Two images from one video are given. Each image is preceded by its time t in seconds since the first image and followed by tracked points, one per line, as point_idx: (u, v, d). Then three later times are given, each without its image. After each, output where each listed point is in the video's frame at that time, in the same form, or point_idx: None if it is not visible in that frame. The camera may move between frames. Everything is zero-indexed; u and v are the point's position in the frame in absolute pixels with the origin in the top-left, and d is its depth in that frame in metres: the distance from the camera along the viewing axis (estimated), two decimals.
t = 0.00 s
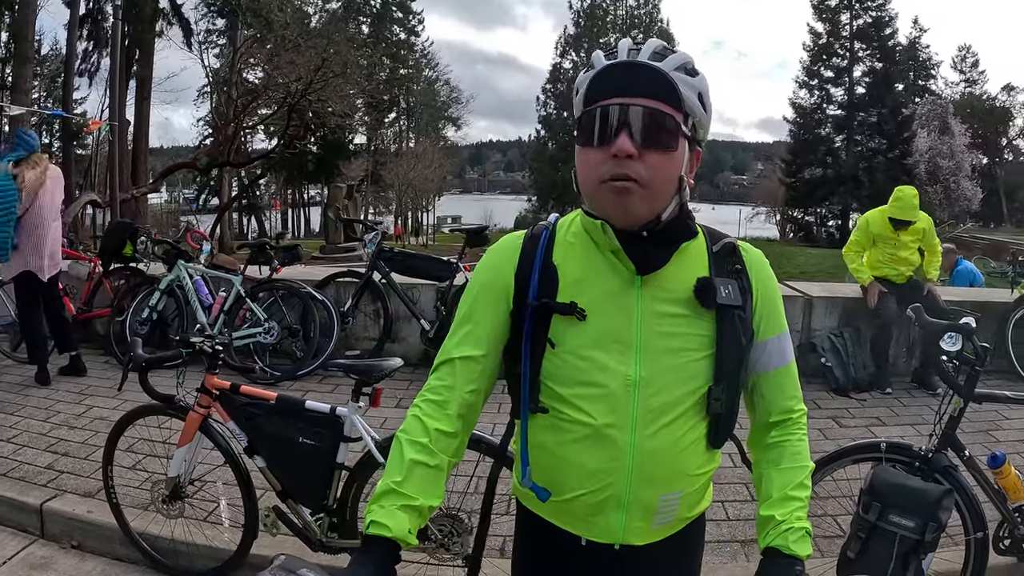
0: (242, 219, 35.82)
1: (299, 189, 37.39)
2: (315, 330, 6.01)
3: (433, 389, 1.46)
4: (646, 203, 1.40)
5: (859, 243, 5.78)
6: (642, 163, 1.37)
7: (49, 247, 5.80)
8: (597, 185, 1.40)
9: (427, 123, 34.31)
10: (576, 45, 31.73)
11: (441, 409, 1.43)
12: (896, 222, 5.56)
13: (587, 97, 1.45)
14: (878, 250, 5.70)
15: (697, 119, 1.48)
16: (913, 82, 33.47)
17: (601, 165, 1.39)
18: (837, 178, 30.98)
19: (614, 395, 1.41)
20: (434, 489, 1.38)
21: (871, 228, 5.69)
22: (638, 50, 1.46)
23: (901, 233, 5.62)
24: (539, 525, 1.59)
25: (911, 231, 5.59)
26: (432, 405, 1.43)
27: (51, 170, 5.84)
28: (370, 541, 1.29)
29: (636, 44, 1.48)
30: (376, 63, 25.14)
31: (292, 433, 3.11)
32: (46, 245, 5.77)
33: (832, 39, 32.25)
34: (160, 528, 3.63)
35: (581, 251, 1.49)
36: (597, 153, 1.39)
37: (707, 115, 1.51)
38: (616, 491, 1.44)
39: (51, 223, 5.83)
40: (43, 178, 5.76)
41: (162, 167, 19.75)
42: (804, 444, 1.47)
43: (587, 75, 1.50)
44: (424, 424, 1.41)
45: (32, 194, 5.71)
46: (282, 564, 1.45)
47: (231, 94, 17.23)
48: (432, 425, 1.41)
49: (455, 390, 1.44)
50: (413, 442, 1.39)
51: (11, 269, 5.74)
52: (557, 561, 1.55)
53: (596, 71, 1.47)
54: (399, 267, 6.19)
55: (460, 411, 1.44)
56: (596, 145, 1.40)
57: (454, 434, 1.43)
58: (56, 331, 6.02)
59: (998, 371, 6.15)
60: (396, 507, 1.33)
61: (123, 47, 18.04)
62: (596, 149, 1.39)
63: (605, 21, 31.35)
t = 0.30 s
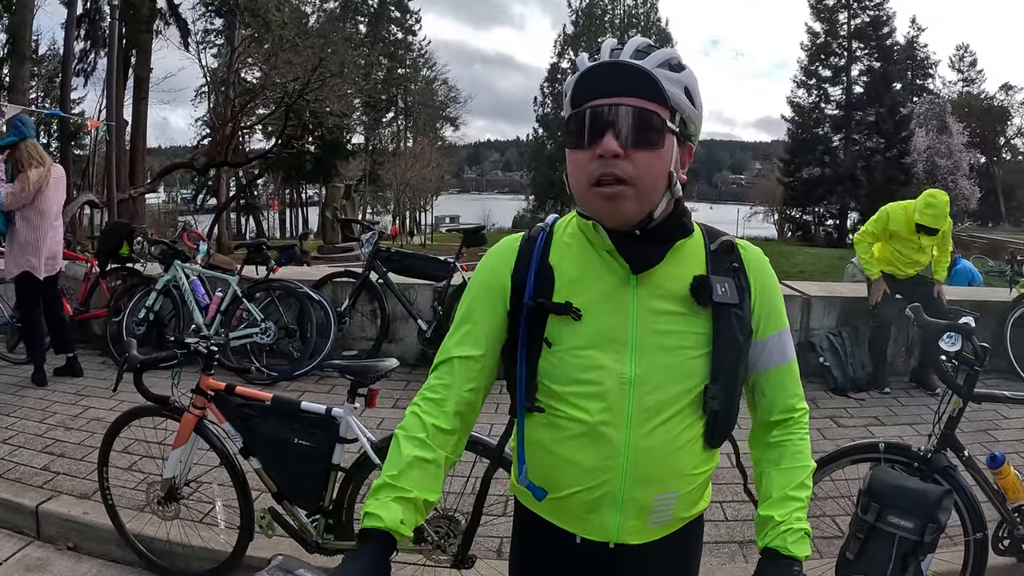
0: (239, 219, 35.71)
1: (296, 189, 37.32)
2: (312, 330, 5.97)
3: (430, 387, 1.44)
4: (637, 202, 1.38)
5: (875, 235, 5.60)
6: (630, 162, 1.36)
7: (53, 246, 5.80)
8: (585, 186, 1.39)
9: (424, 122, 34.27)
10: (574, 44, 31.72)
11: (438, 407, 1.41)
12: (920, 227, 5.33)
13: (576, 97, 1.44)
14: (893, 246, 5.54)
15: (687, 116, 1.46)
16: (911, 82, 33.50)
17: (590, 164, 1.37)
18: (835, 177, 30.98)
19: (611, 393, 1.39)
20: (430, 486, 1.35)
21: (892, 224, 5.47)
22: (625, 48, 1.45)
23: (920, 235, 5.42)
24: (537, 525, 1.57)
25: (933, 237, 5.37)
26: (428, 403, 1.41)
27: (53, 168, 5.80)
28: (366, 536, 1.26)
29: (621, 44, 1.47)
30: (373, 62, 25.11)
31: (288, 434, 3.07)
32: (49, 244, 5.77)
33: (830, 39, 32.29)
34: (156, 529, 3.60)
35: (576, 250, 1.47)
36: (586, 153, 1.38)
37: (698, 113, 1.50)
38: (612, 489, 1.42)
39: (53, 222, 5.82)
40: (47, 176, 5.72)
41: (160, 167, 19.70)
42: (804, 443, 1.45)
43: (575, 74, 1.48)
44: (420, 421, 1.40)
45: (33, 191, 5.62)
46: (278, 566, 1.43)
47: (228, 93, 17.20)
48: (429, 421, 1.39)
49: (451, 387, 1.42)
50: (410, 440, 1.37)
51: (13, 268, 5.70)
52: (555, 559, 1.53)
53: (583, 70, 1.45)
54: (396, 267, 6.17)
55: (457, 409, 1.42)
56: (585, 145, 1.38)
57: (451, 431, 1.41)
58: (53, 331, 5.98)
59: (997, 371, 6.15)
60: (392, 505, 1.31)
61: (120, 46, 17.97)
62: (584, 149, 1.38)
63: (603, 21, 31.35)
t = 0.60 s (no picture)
0: (237, 219, 35.63)
1: (295, 189, 37.25)
2: (309, 331, 5.93)
3: (428, 384, 1.47)
4: (636, 204, 1.35)
5: (893, 218, 5.38)
6: (628, 166, 1.33)
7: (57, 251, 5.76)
8: (583, 189, 1.37)
9: (423, 122, 34.25)
10: (573, 43, 31.71)
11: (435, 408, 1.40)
12: (938, 200, 5.21)
13: (573, 101, 1.42)
14: (913, 224, 5.36)
15: (686, 118, 1.44)
16: (910, 81, 33.51)
17: (587, 168, 1.35)
18: (834, 177, 30.95)
19: (606, 397, 1.37)
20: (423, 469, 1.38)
21: (911, 200, 5.28)
22: (625, 49, 1.42)
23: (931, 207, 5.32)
24: (533, 527, 1.55)
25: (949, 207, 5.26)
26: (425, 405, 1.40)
27: (62, 173, 5.76)
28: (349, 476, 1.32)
29: (619, 45, 1.45)
30: (372, 63, 25.09)
31: (284, 437, 2.99)
32: (54, 248, 5.73)
33: (829, 38, 32.33)
34: (152, 532, 3.56)
35: (573, 253, 1.45)
36: (584, 156, 1.36)
37: (697, 116, 1.47)
38: (607, 492, 1.40)
39: (60, 227, 5.78)
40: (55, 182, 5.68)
41: (158, 167, 19.67)
42: (804, 449, 1.43)
43: (573, 77, 1.46)
44: (415, 407, 1.44)
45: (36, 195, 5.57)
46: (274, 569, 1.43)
47: (226, 94, 17.19)
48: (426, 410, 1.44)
49: (446, 383, 1.46)
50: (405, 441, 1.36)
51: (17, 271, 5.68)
52: (552, 560, 1.51)
53: (581, 73, 1.44)
54: (393, 267, 6.13)
55: (454, 405, 1.45)
56: (583, 149, 1.36)
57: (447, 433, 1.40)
58: (52, 332, 5.93)
59: (997, 372, 6.14)
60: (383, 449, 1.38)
61: (119, 46, 17.92)
62: (582, 152, 1.36)
63: (602, 20, 31.36)
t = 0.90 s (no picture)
0: (236, 220, 35.59)
1: (293, 189, 37.23)
2: (307, 332, 5.92)
3: (422, 388, 1.46)
4: (631, 207, 1.35)
5: (903, 208, 5.32)
6: (624, 169, 1.33)
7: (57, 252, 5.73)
8: (578, 192, 1.37)
9: (422, 122, 34.26)
10: (572, 43, 31.73)
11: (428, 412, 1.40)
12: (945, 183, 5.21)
13: (568, 102, 1.42)
14: (923, 212, 5.33)
15: (681, 120, 1.43)
16: (908, 81, 33.55)
17: (582, 170, 1.35)
18: (832, 176, 30.98)
19: (599, 399, 1.37)
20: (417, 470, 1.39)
21: (918, 186, 5.30)
22: (620, 51, 1.42)
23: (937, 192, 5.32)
24: (527, 528, 1.54)
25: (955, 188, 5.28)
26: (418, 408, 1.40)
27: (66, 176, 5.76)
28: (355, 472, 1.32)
29: (614, 46, 1.44)
30: (370, 62, 25.09)
31: (280, 439, 2.99)
32: (54, 249, 5.70)
33: (827, 38, 32.38)
34: (150, 533, 3.53)
35: (567, 254, 1.45)
36: (579, 158, 1.35)
37: (692, 118, 1.47)
38: (600, 495, 1.40)
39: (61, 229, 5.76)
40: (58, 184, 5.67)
41: (157, 167, 19.66)
42: (797, 451, 1.43)
43: (567, 80, 1.45)
44: (410, 412, 1.44)
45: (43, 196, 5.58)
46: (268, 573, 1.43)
47: (225, 94, 17.19)
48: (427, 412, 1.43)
49: (441, 388, 1.45)
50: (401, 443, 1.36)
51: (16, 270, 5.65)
52: (544, 561, 1.51)
53: (577, 73, 1.43)
54: (391, 268, 6.14)
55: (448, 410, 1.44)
56: (577, 151, 1.36)
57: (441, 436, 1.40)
58: (50, 332, 5.92)
59: (994, 372, 6.16)
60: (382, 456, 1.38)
61: (117, 46, 17.87)
62: (577, 155, 1.36)
63: (600, 20, 31.38)
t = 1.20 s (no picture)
0: (235, 220, 35.55)
1: (292, 189, 37.21)
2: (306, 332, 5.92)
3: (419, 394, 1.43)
4: (626, 207, 1.36)
5: (911, 219, 5.24)
6: (619, 168, 1.33)
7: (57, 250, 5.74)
8: (574, 192, 1.37)
9: (420, 122, 34.25)
10: (570, 43, 31.74)
11: (427, 412, 1.41)
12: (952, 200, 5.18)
13: (562, 101, 1.42)
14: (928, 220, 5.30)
15: (676, 119, 1.44)
16: (907, 81, 33.57)
17: (578, 170, 1.35)
18: (830, 176, 31.03)
19: (597, 399, 1.37)
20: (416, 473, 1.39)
21: (928, 198, 5.21)
22: (614, 51, 1.43)
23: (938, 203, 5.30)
24: (527, 527, 1.54)
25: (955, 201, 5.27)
26: (417, 408, 1.41)
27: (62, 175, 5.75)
28: (366, 543, 1.28)
29: (607, 45, 1.46)
30: (368, 62, 25.08)
31: (280, 438, 2.99)
32: (53, 248, 5.72)
33: (826, 37, 32.41)
34: (149, 533, 3.53)
35: (563, 254, 1.46)
36: (575, 158, 1.36)
37: (686, 116, 1.48)
38: (599, 494, 1.40)
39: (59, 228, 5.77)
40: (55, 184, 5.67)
41: (155, 167, 19.62)
42: (796, 447, 1.44)
43: (562, 79, 1.46)
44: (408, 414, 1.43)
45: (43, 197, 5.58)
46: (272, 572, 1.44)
47: (223, 95, 17.17)
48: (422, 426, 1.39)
49: (437, 394, 1.43)
50: (400, 444, 1.37)
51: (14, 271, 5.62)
52: (543, 560, 1.51)
53: (571, 73, 1.44)
54: (390, 267, 6.15)
55: (446, 414, 1.42)
56: (574, 150, 1.36)
57: (441, 435, 1.41)
58: (49, 333, 5.92)
59: (993, 371, 6.17)
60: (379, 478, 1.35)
61: (115, 46, 17.82)
62: (573, 154, 1.36)
63: (599, 20, 31.39)
